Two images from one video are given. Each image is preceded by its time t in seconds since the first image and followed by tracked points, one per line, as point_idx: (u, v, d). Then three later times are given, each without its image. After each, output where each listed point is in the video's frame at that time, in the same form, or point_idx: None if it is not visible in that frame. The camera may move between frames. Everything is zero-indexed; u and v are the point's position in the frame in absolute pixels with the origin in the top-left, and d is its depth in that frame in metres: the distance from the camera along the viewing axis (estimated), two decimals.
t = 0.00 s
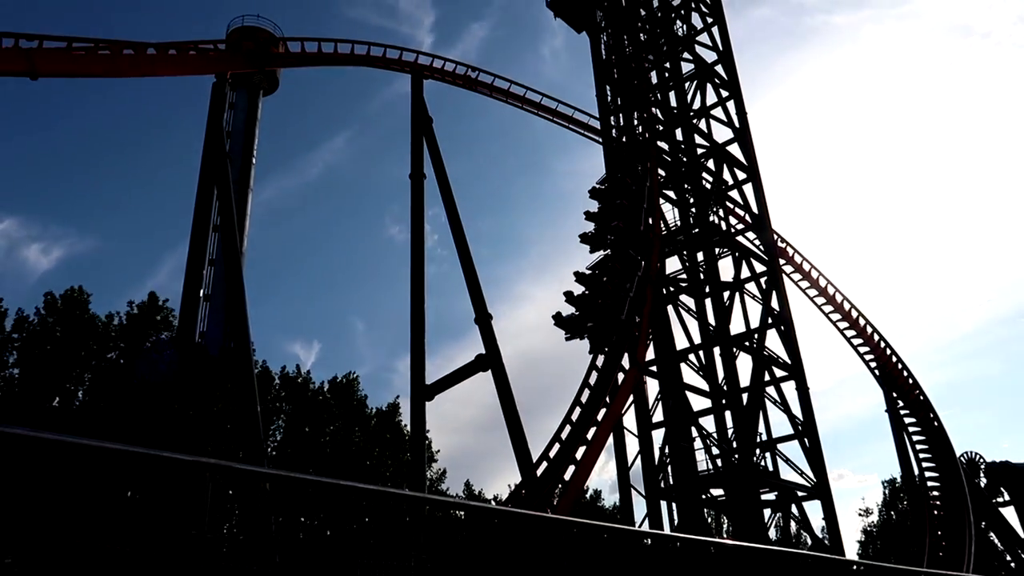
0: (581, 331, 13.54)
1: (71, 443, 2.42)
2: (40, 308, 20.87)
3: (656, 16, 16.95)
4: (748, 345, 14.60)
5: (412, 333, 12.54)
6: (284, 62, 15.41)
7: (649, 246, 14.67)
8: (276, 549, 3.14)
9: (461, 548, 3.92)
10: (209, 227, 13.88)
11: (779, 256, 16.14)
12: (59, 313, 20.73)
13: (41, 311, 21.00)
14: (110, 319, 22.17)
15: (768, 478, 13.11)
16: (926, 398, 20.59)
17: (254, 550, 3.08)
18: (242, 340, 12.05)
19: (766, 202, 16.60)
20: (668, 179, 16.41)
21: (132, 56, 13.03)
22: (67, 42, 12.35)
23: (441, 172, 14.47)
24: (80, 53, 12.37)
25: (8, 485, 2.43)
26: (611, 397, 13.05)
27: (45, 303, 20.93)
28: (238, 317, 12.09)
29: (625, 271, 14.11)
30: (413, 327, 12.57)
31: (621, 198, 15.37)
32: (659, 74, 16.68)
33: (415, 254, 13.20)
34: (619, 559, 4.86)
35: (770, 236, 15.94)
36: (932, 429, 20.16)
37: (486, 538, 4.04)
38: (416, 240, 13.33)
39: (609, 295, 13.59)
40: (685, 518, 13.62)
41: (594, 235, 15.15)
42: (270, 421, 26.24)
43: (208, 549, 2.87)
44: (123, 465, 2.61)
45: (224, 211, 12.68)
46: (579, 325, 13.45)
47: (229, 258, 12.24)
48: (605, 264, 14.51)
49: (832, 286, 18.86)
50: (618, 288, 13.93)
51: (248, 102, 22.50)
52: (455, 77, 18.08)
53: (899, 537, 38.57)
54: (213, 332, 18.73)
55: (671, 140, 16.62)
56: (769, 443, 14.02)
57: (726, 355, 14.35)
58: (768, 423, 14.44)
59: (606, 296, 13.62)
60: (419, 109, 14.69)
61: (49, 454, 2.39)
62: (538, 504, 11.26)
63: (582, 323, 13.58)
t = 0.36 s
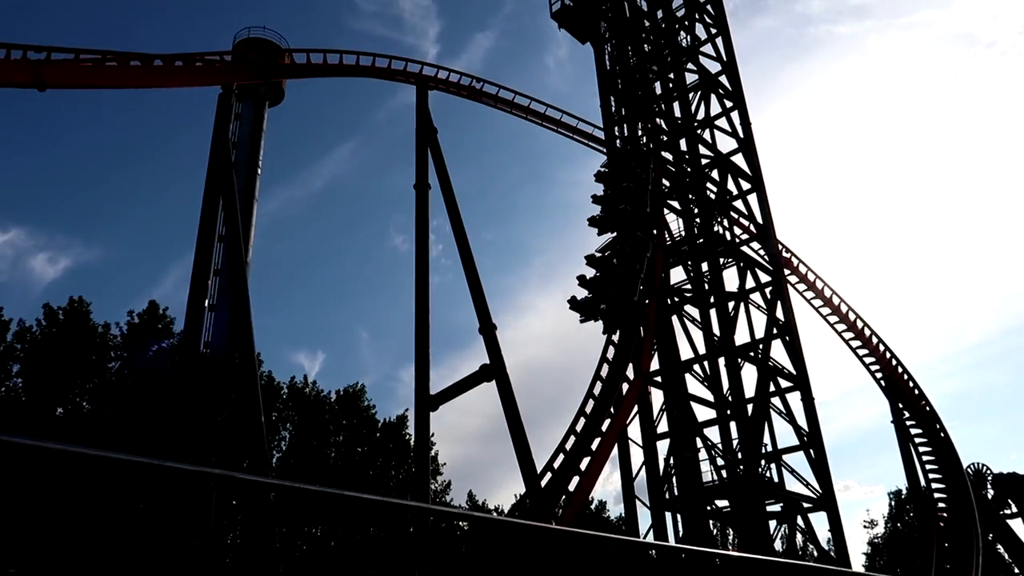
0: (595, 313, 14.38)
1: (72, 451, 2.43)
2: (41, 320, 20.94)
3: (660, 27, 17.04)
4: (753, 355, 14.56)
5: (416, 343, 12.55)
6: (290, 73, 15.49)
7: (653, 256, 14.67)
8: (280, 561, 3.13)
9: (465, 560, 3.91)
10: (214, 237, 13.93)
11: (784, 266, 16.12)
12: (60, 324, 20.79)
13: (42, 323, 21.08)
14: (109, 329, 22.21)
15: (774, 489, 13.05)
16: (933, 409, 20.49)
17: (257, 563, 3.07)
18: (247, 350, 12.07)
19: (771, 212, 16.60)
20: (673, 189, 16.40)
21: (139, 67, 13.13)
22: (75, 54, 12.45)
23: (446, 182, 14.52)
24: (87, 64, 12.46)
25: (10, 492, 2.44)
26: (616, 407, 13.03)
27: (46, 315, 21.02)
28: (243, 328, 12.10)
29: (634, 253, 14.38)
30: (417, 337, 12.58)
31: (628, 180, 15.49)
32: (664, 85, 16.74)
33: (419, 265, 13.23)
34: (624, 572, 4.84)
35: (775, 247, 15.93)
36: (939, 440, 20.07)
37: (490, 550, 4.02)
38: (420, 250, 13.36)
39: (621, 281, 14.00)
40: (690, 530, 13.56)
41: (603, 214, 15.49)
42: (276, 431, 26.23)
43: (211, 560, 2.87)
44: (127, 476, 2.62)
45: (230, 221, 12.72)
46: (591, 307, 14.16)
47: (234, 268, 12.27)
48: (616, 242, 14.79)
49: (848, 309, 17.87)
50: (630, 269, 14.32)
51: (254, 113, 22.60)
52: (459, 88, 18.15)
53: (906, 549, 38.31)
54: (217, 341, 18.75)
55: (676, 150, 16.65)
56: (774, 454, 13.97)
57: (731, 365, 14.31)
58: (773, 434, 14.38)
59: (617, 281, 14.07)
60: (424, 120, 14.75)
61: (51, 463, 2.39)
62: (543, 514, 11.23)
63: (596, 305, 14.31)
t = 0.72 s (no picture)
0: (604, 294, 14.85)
1: (73, 461, 2.43)
2: (39, 331, 20.93)
3: (661, 38, 17.12)
4: (754, 365, 14.53)
5: (418, 353, 12.54)
6: (292, 84, 15.55)
7: (653, 266, 14.67)
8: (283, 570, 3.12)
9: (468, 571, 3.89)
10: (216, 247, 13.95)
11: (785, 276, 16.11)
12: (57, 336, 20.78)
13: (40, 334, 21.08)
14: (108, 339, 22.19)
15: (777, 500, 13.01)
16: (935, 419, 20.42)
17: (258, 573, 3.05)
18: (249, 360, 12.06)
19: (773, 221, 16.60)
20: (674, 200, 16.43)
21: (141, 78, 13.19)
22: (78, 64, 12.51)
23: (448, 192, 14.54)
24: (90, 75, 12.53)
25: (8, 502, 2.43)
26: (617, 417, 13.00)
27: (44, 325, 21.00)
28: (245, 338, 12.09)
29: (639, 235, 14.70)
30: (419, 347, 12.57)
31: (628, 161, 15.77)
32: (665, 95, 16.81)
33: (421, 274, 13.24)
34: None
35: (777, 256, 15.92)
36: (942, 450, 20.01)
37: (494, 561, 3.99)
38: (422, 260, 13.37)
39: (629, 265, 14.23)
40: (693, 540, 13.51)
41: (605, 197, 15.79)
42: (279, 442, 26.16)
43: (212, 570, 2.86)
44: (129, 488, 2.62)
45: (231, 231, 12.73)
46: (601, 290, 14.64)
47: (235, 278, 12.28)
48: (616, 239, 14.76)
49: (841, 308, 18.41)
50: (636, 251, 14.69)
51: (256, 123, 22.64)
52: (461, 98, 18.21)
53: (909, 561, 38.12)
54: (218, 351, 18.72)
55: (677, 160, 16.68)
56: (777, 464, 13.92)
57: (732, 375, 14.29)
58: (776, 444, 14.33)
59: (624, 263, 14.46)
60: (425, 130, 14.79)
61: (49, 473, 2.39)
62: (544, 525, 11.19)
63: (605, 287, 14.82)
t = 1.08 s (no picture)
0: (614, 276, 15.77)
1: (78, 470, 2.45)
2: (43, 339, 20.95)
3: (666, 49, 17.18)
4: (760, 376, 14.49)
5: (422, 363, 12.54)
6: (298, 95, 15.64)
7: (659, 276, 14.66)
8: None
9: None
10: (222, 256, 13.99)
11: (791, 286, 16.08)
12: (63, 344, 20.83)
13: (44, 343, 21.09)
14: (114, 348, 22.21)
15: (783, 512, 12.94)
16: (942, 430, 20.30)
17: None
18: (254, 370, 12.07)
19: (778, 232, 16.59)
20: (679, 210, 16.44)
21: (150, 88, 13.29)
22: (86, 75, 12.59)
23: (453, 203, 14.58)
24: (98, 86, 12.63)
25: (9, 512, 2.43)
26: (623, 428, 12.95)
27: (50, 334, 21.04)
28: (250, 349, 12.09)
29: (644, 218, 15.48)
30: (424, 357, 12.58)
31: (631, 146, 16.40)
32: (670, 106, 16.85)
33: (426, 284, 13.27)
34: None
35: (782, 266, 15.90)
36: (949, 462, 19.89)
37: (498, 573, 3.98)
38: (427, 270, 13.40)
39: (637, 247, 15.31)
40: (698, 552, 13.42)
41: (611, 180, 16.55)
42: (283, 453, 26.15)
43: None
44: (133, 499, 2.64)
45: (238, 240, 12.76)
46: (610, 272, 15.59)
47: (241, 288, 12.30)
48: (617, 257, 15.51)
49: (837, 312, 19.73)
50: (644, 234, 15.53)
51: (261, 134, 22.79)
52: (466, 109, 18.28)
53: (915, 573, 37.81)
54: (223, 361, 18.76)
55: (682, 171, 16.70)
56: (783, 476, 13.85)
57: (738, 386, 14.25)
58: (781, 455, 14.26)
59: (634, 246, 15.40)
60: (431, 141, 14.85)
61: (52, 483, 2.39)
62: (549, 536, 11.14)
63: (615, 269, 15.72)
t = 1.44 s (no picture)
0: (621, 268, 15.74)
1: (81, 490, 2.47)
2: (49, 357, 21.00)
3: (671, 68, 17.30)
4: (766, 395, 14.42)
5: (427, 382, 12.54)
6: (304, 114, 15.77)
7: (664, 294, 14.64)
8: None
9: None
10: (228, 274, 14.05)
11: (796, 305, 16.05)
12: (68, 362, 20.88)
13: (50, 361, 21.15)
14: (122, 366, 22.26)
15: (790, 532, 12.83)
16: (951, 450, 20.15)
17: None
18: (259, 388, 12.08)
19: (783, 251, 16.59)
20: (684, 228, 16.45)
21: (157, 108, 13.43)
22: (95, 95, 12.73)
23: (458, 223, 14.63)
24: (108, 106, 12.77)
25: (18, 536, 2.48)
26: (628, 448, 12.87)
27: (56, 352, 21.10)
28: (254, 368, 12.09)
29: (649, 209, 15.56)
30: (429, 376, 12.57)
31: (635, 138, 16.69)
32: (675, 124, 16.93)
33: (431, 303, 13.29)
34: None
35: (788, 285, 15.89)
36: (958, 482, 19.72)
37: None
38: (432, 289, 13.43)
39: (645, 238, 15.15)
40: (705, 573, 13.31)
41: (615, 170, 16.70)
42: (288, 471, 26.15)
43: None
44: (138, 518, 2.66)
45: (243, 259, 12.80)
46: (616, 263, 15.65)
47: (246, 307, 12.33)
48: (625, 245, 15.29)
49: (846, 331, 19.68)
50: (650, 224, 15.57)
51: (268, 152, 22.94)
52: (471, 128, 18.40)
53: None
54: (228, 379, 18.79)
55: (687, 190, 16.75)
56: (790, 496, 13.75)
57: (744, 406, 14.19)
58: (788, 475, 14.17)
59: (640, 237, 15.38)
60: (436, 160, 14.94)
61: (57, 505, 2.42)
62: (555, 556, 11.07)
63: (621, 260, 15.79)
